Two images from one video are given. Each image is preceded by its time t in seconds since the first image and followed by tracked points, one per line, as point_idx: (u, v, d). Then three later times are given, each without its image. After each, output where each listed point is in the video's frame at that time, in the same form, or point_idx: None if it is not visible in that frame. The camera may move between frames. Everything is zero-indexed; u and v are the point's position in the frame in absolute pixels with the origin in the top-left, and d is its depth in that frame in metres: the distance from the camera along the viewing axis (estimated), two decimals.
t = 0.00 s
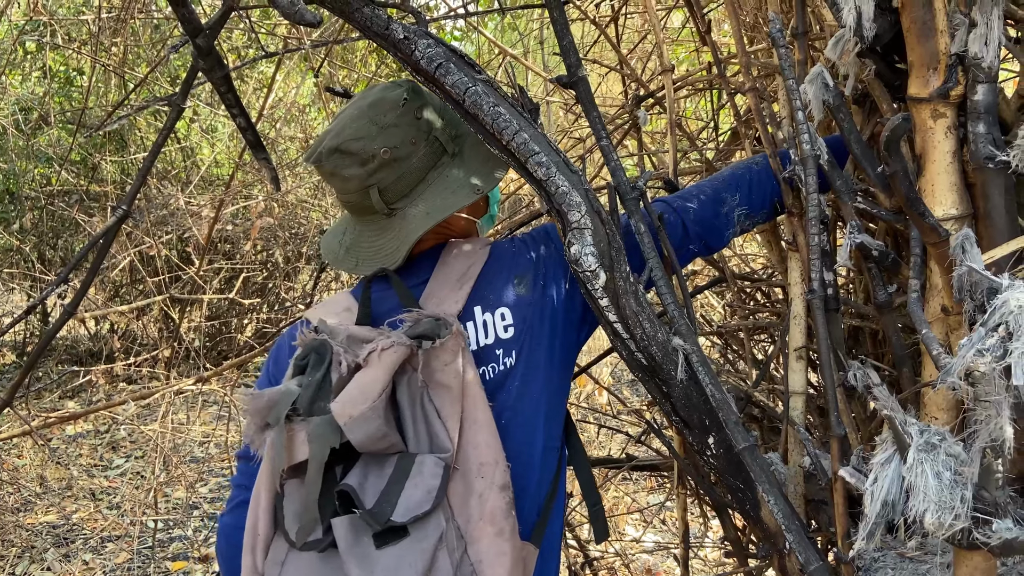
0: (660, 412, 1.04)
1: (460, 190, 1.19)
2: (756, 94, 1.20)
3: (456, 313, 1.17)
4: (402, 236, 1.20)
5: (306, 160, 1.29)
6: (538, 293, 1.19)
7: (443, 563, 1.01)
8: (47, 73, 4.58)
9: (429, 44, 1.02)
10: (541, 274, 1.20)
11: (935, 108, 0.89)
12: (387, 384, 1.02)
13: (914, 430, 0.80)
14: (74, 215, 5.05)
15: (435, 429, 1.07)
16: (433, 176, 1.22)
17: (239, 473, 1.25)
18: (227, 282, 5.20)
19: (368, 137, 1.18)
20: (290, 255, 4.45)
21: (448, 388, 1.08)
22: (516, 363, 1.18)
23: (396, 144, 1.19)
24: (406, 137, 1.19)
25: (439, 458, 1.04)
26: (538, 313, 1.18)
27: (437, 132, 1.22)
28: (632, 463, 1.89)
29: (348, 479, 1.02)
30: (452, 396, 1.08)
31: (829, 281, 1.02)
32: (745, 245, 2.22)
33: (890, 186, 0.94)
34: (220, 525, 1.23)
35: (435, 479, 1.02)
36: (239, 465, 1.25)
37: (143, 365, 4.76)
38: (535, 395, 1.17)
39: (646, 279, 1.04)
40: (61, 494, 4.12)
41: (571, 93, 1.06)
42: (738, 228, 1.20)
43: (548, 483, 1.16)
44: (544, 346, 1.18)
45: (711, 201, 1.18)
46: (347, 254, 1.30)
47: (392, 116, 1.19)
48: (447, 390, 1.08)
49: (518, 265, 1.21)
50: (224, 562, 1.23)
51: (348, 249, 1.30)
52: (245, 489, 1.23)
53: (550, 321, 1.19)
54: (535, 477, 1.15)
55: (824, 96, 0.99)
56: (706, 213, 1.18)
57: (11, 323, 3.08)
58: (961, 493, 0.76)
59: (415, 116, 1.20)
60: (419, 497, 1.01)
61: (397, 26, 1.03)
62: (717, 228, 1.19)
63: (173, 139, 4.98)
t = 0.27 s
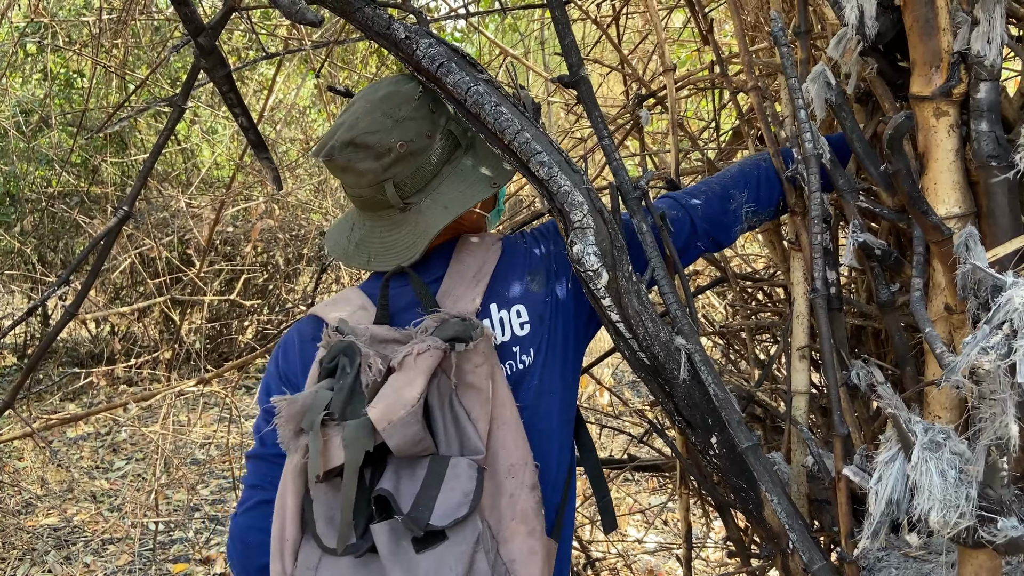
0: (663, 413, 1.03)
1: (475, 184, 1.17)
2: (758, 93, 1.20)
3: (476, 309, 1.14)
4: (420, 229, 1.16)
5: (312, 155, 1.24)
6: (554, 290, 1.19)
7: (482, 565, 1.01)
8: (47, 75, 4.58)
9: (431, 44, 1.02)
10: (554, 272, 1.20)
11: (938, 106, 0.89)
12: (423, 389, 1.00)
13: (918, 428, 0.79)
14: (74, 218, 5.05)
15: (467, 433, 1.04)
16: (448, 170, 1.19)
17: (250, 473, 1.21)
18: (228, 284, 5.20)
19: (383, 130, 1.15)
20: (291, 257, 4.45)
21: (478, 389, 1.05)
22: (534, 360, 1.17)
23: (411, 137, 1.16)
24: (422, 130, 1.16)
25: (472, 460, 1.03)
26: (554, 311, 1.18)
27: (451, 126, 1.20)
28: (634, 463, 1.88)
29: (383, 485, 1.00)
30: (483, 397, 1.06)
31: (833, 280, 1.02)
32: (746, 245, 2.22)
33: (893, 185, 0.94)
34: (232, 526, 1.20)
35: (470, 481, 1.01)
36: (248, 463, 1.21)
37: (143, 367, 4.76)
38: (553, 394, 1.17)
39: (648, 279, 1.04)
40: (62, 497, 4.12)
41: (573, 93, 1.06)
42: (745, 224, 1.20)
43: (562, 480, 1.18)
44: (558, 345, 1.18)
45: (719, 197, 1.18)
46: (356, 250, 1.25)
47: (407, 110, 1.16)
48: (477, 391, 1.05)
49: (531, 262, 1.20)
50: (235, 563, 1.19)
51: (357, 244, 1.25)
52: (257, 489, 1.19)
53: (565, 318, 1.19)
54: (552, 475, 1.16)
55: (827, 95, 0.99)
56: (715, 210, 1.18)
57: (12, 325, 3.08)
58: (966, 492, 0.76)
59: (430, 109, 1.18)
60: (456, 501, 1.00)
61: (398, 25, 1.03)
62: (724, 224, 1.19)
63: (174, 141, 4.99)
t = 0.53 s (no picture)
0: (665, 414, 1.04)
1: (482, 189, 1.17)
2: (759, 96, 1.20)
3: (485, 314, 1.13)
4: (428, 233, 1.16)
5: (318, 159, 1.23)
6: (561, 296, 1.18)
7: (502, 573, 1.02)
8: (49, 78, 4.59)
9: (433, 47, 1.02)
10: (562, 276, 1.19)
11: (939, 108, 0.89)
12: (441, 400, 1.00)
13: (921, 431, 0.80)
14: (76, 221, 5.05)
15: (482, 441, 1.05)
16: (454, 174, 1.19)
17: (259, 478, 1.21)
18: (230, 285, 5.21)
19: (391, 135, 1.14)
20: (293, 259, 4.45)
21: (493, 399, 1.05)
22: (542, 367, 1.17)
23: (420, 141, 1.15)
24: (430, 134, 1.16)
25: (489, 469, 1.03)
26: (562, 317, 1.18)
27: (459, 130, 1.19)
28: (636, 465, 1.89)
29: (401, 496, 1.00)
30: (498, 406, 1.06)
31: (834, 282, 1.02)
32: (748, 246, 2.22)
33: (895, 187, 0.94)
34: (243, 531, 1.20)
35: (489, 490, 1.01)
36: (257, 469, 1.21)
37: (146, 369, 4.76)
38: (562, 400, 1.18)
39: (649, 282, 1.04)
40: (65, 500, 4.12)
41: (575, 95, 1.06)
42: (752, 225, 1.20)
43: (570, 484, 1.20)
44: (566, 352, 1.19)
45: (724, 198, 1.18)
46: (363, 254, 1.24)
47: (415, 113, 1.15)
48: (492, 401, 1.05)
49: (538, 267, 1.19)
50: (246, 567, 1.20)
51: (363, 248, 1.25)
52: (266, 494, 1.20)
53: (573, 323, 1.19)
54: (561, 480, 1.18)
55: (827, 96, 0.99)
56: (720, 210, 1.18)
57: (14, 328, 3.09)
58: (968, 494, 0.76)
59: (438, 113, 1.17)
60: (475, 510, 1.00)
61: (399, 29, 1.03)
62: (729, 227, 1.19)
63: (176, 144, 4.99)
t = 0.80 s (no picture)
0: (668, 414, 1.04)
1: (489, 189, 1.17)
2: (761, 95, 1.20)
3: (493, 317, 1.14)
4: (435, 234, 1.16)
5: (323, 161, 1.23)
6: (568, 298, 1.19)
7: None
8: (52, 81, 4.60)
9: (435, 49, 1.02)
10: (569, 279, 1.20)
11: (941, 107, 0.89)
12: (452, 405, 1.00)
13: (925, 429, 0.79)
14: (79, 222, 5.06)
15: (492, 444, 1.05)
16: (460, 175, 1.19)
17: (269, 480, 1.21)
18: (232, 287, 5.22)
19: (397, 136, 1.14)
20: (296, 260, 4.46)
21: (503, 402, 1.06)
22: (549, 369, 1.18)
23: (426, 142, 1.16)
24: (436, 135, 1.16)
25: (500, 473, 1.03)
26: (569, 319, 1.19)
27: (464, 131, 1.20)
28: (640, 465, 1.89)
29: (413, 500, 1.00)
30: (508, 410, 1.06)
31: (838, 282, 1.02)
32: (750, 246, 2.22)
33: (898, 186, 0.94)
34: (254, 533, 1.21)
35: (499, 494, 1.01)
36: (266, 471, 1.22)
37: (149, 371, 4.77)
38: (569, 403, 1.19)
39: (653, 281, 1.04)
40: (69, 501, 4.13)
41: (577, 96, 1.06)
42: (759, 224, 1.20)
43: (579, 487, 1.20)
44: (573, 354, 1.19)
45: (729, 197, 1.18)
46: (370, 256, 1.24)
47: (421, 115, 1.16)
48: (501, 404, 1.06)
49: (545, 269, 1.20)
50: (256, 570, 1.21)
51: (369, 250, 1.25)
52: (277, 496, 1.20)
53: (581, 325, 1.20)
54: (569, 482, 1.19)
55: (830, 95, 0.99)
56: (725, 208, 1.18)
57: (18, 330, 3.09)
58: (972, 492, 0.76)
59: (445, 114, 1.18)
60: (486, 514, 1.00)
61: (402, 31, 1.03)
62: (735, 226, 1.19)
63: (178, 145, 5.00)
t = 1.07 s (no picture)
0: (670, 412, 1.04)
1: (489, 185, 1.17)
2: (763, 94, 1.20)
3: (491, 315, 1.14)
4: (433, 230, 1.16)
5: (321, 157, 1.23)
6: (566, 298, 1.19)
7: None
8: (55, 82, 4.61)
9: (436, 47, 1.02)
10: (568, 278, 1.20)
11: (943, 102, 0.89)
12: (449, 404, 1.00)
13: (927, 426, 0.79)
14: (83, 222, 5.08)
15: (488, 444, 1.05)
16: (458, 172, 1.19)
17: (265, 481, 1.22)
18: (236, 286, 5.23)
19: (396, 131, 1.15)
20: (299, 259, 4.47)
21: (500, 402, 1.05)
22: (548, 368, 1.18)
23: (425, 138, 1.16)
24: (435, 131, 1.17)
25: (497, 472, 1.03)
26: (568, 319, 1.19)
27: (463, 128, 1.20)
28: (642, 463, 1.89)
29: (409, 501, 1.00)
30: (506, 410, 1.06)
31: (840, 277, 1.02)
32: (752, 243, 2.22)
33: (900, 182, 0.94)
34: (250, 535, 1.21)
35: (498, 494, 1.01)
36: (261, 472, 1.22)
37: (153, 371, 4.78)
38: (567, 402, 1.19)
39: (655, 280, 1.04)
40: (74, 501, 4.14)
41: (578, 94, 1.06)
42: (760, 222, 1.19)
43: (578, 487, 1.20)
44: (572, 354, 1.19)
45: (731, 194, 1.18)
46: (367, 253, 1.24)
47: (420, 111, 1.16)
48: (499, 404, 1.05)
49: (544, 269, 1.20)
50: (252, 570, 1.21)
51: (367, 247, 1.25)
52: (273, 497, 1.20)
53: (579, 324, 1.20)
54: (569, 481, 1.19)
55: (831, 92, 0.99)
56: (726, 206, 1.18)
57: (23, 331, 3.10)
58: (974, 488, 0.76)
59: (443, 111, 1.18)
60: (485, 514, 1.00)
61: (402, 29, 1.03)
62: (735, 224, 1.18)
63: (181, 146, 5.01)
